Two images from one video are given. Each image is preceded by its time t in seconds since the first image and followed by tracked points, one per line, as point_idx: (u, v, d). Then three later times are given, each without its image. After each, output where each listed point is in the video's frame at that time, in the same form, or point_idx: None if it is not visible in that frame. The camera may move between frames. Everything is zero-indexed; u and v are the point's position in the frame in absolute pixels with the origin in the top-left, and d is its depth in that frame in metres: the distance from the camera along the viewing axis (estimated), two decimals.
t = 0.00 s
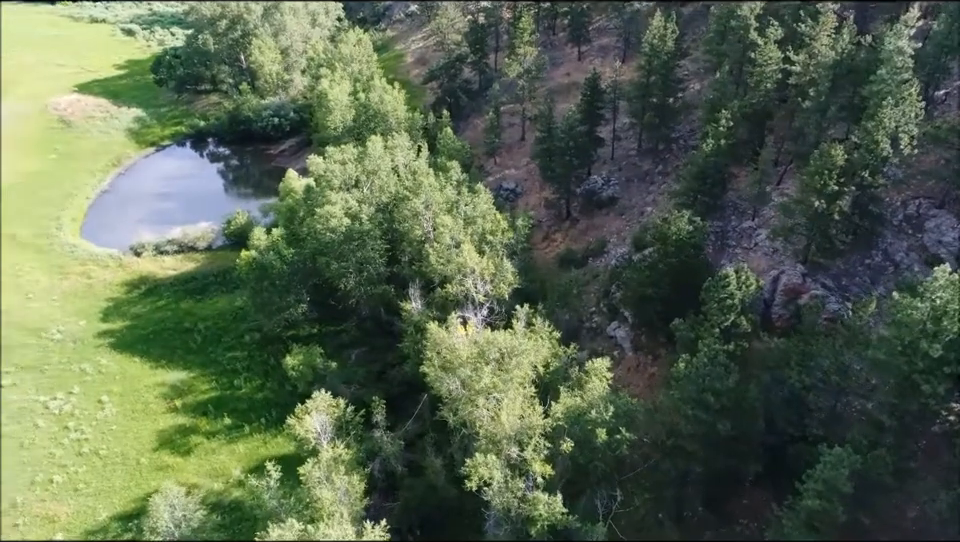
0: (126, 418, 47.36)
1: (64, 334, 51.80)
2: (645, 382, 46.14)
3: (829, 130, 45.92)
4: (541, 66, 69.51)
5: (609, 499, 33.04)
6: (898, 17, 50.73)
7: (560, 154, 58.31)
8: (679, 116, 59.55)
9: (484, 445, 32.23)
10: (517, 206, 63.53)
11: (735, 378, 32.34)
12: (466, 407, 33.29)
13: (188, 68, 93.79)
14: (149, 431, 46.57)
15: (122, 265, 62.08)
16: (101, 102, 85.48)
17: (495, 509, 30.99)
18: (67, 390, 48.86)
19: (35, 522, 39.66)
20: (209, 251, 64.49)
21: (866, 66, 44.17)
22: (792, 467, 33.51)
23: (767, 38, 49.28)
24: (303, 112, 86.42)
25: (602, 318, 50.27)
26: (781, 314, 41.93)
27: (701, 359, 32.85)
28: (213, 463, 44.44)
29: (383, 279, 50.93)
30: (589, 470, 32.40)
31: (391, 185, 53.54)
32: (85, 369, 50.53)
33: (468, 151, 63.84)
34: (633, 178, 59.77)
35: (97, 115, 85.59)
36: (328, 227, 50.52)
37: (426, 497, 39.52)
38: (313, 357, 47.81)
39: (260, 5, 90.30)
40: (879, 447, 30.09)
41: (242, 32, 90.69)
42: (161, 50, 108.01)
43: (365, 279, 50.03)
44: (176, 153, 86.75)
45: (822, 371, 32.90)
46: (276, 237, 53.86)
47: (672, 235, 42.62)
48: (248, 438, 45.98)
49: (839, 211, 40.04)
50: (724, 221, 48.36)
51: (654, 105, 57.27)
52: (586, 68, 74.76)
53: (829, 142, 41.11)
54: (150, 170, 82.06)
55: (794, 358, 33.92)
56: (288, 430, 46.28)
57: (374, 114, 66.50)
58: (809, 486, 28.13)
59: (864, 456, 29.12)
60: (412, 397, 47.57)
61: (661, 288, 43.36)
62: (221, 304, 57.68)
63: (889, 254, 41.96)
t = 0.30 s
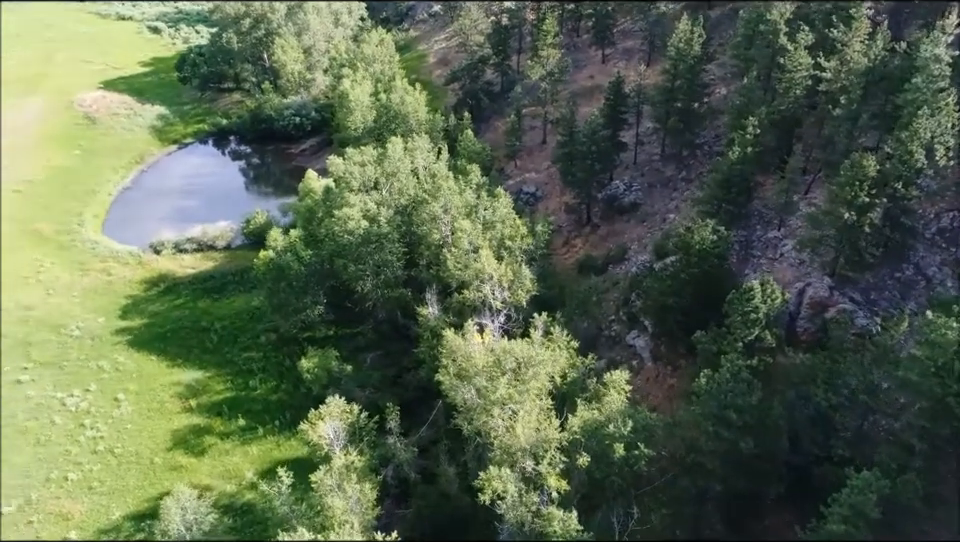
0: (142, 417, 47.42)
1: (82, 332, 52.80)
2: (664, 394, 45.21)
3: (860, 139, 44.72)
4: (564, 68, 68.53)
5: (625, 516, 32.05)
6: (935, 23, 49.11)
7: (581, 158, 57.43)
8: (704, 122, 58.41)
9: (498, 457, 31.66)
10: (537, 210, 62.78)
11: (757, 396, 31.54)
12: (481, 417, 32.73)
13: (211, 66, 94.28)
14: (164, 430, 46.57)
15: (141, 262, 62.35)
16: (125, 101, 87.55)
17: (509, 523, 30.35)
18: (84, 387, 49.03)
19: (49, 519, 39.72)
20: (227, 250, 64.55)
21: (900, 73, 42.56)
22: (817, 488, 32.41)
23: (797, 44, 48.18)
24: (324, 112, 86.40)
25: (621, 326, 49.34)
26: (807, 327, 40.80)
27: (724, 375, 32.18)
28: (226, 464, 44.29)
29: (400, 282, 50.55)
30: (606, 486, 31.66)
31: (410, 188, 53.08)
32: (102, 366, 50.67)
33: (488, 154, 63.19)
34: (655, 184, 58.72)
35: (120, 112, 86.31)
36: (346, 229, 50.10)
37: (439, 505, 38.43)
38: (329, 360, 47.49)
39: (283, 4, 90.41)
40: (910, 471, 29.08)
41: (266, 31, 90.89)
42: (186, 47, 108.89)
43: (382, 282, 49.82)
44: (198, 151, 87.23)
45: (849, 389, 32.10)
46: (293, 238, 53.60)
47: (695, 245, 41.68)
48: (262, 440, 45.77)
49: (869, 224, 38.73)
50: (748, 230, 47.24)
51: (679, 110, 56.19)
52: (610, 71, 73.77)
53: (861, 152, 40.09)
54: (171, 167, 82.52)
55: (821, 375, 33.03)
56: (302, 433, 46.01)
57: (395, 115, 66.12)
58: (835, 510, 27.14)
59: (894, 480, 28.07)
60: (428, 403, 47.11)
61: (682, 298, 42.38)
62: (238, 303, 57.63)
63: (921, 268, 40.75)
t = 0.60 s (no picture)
0: (156, 416, 47.23)
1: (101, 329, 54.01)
2: (683, 406, 44.37)
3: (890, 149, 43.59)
4: (586, 71, 67.59)
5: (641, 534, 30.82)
6: None
7: (601, 163, 56.56)
8: (729, 127, 57.31)
9: (512, 470, 31.13)
10: (556, 214, 62.03)
11: (781, 414, 30.72)
12: (495, 428, 32.27)
13: (233, 65, 95.52)
14: (178, 431, 46.39)
15: (159, 260, 62.55)
16: (146, 99, 89.95)
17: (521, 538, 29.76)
18: (100, 385, 49.17)
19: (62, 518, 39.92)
20: (245, 250, 64.59)
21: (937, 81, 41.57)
22: (842, 510, 31.38)
23: (826, 50, 47.00)
24: (345, 112, 85.70)
25: (640, 335, 48.49)
26: (832, 341, 39.68)
27: (745, 391, 31.28)
28: (239, 466, 44.12)
29: (417, 286, 50.13)
30: (622, 502, 30.95)
31: (428, 191, 52.59)
32: (119, 364, 50.84)
33: (508, 157, 62.56)
34: (677, 191, 57.71)
35: (142, 110, 88.51)
36: (363, 231, 49.71)
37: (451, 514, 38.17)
38: (343, 364, 47.17)
39: (306, 3, 90.43)
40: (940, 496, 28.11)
41: (288, 31, 91.00)
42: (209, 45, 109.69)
43: (398, 285, 49.40)
44: (218, 149, 87.55)
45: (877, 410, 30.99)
46: (310, 239, 53.32)
47: (718, 255, 40.76)
48: (275, 443, 45.59)
49: (900, 238, 37.39)
50: (772, 240, 46.19)
51: (703, 115, 55.17)
52: (633, 74, 72.80)
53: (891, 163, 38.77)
54: (191, 165, 82.84)
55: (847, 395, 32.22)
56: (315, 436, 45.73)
57: (414, 116, 65.69)
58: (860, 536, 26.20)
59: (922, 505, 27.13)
60: (442, 409, 46.59)
61: (704, 309, 41.42)
62: (255, 303, 57.54)
63: (952, 283, 39.60)
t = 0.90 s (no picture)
0: (171, 416, 47.23)
1: (120, 326, 54.30)
2: (703, 418, 43.55)
3: (924, 160, 42.20)
4: (609, 74, 66.57)
5: None
6: None
7: (624, 169, 55.61)
8: (756, 134, 56.09)
9: (527, 484, 30.56)
10: (576, 219, 61.21)
11: (806, 435, 29.79)
12: (511, 440, 31.93)
13: (256, 63, 95.10)
14: (193, 431, 46.34)
15: (178, 258, 62.69)
16: (170, 97, 91.32)
17: None
18: (117, 383, 49.31)
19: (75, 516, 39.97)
20: (263, 250, 64.55)
21: None
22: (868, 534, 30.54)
23: (859, 55, 45.59)
24: (366, 111, 85.86)
25: (660, 345, 47.54)
26: (859, 356, 38.61)
27: (769, 408, 30.35)
28: (252, 468, 43.97)
29: (434, 290, 49.80)
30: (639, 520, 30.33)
31: (447, 194, 52.02)
32: (136, 362, 50.98)
33: (529, 160, 61.85)
34: (701, 198, 56.63)
35: (166, 107, 89.10)
36: (381, 234, 49.32)
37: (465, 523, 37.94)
38: (358, 367, 46.82)
39: (329, 3, 90.34)
40: None
41: (311, 30, 90.98)
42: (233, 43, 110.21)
43: (416, 289, 49.02)
44: (241, 147, 87.85)
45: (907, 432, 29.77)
46: (327, 241, 52.99)
47: (743, 266, 39.74)
48: (289, 446, 45.35)
49: (934, 252, 36.03)
50: (799, 250, 45.08)
51: (729, 120, 53.98)
52: (658, 78, 71.71)
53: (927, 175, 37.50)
54: (213, 163, 83.17)
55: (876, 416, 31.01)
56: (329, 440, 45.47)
57: (435, 118, 65.17)
58: None
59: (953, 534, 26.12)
60: (458, 416, 46.04)
61: (728, 321, 40.38)
62: (272, 303, 57.50)
63: None
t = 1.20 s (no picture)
0: (187, 415, 47.18)
1: (138, 324, 54.45)
2: (725, 433, 42.56)
3: None
4: (634, 78, 65.47)
5: None
6: None
7: (646, 175, 54.65)
8: (784, 141, 54.86)
9: (542, 500, 29.97)
10: (598, 225, 60.34)
11: (834, 458, 28.99)
12: (527, 453, 31.33)
13: (280, 62, 95.10)
14: (208, 431, 46.24)
15: (198, 257, 62.82)
16: (195, 94, 91.90)
17: None
18: (134, 380, 49.39)
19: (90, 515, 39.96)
20: (282, 250, 64.48)
21: None
22: None
23: (894, 63, 44.37)
24: (388, 112, 85.29)
25: (681, 356, 46.51)
26: (889, 375, 37.71)
27: (796, 429, 29.48)
28: (266, 471, 43.73)
29: (452, 294, 49.39)
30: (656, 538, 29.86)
31: (467, 198, 51.46)
32: (153, 360, 51.07)
33: (550, 164, 61.06)
34: (726, 206, 55.52)
35: (190, 105, 89.49)
36: (399, 237, 48.93)
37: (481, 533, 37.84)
38: (374, 371, 46.49)
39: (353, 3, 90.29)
40: None
41: (335, 29, 91.01)
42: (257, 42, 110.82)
43: (434, 293, 48.65)
44: (263, 145, 88.02)
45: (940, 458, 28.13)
46: (345, 243, 52.67)
47: (769, 279, 38.71)
48: (303, 449, 45.09)
49: None
50: (827, 262, 43.99)
51: (757, 127, 52.67)
52: (683, 82, 70.57)
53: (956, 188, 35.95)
54: (236, 161, 83.39)
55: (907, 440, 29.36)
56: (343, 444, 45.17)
57: (457, 120, 64.58)
58: None
59: None
60: (474, 423, 45.59)
61: (753, 335, 39.27)
62: (289, 304, 57.36)
63: None
